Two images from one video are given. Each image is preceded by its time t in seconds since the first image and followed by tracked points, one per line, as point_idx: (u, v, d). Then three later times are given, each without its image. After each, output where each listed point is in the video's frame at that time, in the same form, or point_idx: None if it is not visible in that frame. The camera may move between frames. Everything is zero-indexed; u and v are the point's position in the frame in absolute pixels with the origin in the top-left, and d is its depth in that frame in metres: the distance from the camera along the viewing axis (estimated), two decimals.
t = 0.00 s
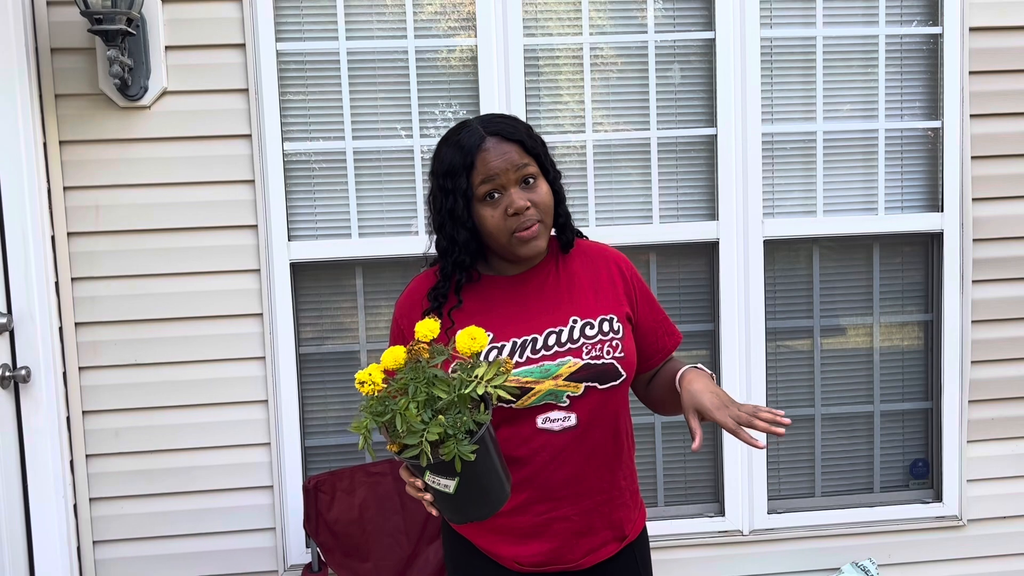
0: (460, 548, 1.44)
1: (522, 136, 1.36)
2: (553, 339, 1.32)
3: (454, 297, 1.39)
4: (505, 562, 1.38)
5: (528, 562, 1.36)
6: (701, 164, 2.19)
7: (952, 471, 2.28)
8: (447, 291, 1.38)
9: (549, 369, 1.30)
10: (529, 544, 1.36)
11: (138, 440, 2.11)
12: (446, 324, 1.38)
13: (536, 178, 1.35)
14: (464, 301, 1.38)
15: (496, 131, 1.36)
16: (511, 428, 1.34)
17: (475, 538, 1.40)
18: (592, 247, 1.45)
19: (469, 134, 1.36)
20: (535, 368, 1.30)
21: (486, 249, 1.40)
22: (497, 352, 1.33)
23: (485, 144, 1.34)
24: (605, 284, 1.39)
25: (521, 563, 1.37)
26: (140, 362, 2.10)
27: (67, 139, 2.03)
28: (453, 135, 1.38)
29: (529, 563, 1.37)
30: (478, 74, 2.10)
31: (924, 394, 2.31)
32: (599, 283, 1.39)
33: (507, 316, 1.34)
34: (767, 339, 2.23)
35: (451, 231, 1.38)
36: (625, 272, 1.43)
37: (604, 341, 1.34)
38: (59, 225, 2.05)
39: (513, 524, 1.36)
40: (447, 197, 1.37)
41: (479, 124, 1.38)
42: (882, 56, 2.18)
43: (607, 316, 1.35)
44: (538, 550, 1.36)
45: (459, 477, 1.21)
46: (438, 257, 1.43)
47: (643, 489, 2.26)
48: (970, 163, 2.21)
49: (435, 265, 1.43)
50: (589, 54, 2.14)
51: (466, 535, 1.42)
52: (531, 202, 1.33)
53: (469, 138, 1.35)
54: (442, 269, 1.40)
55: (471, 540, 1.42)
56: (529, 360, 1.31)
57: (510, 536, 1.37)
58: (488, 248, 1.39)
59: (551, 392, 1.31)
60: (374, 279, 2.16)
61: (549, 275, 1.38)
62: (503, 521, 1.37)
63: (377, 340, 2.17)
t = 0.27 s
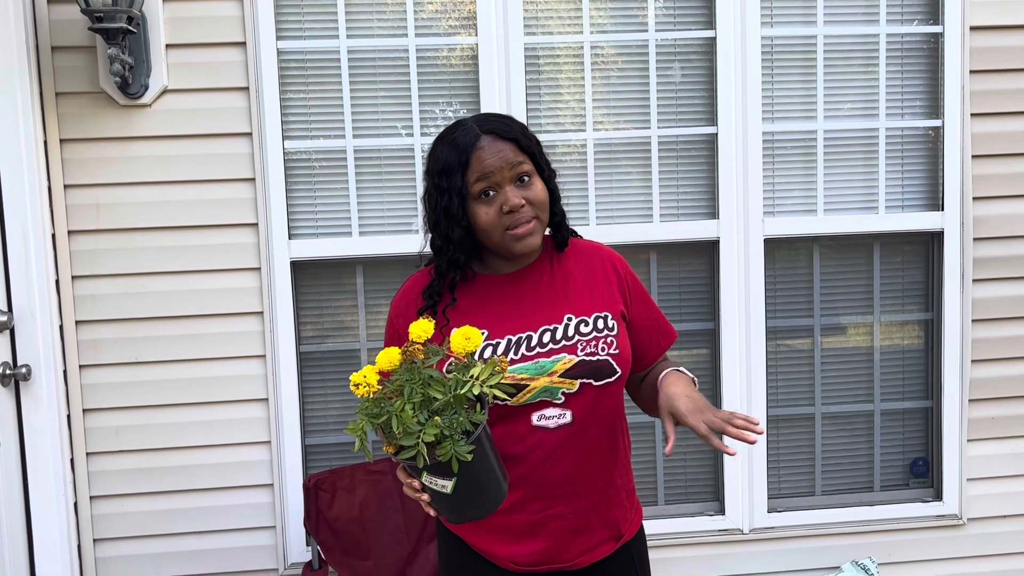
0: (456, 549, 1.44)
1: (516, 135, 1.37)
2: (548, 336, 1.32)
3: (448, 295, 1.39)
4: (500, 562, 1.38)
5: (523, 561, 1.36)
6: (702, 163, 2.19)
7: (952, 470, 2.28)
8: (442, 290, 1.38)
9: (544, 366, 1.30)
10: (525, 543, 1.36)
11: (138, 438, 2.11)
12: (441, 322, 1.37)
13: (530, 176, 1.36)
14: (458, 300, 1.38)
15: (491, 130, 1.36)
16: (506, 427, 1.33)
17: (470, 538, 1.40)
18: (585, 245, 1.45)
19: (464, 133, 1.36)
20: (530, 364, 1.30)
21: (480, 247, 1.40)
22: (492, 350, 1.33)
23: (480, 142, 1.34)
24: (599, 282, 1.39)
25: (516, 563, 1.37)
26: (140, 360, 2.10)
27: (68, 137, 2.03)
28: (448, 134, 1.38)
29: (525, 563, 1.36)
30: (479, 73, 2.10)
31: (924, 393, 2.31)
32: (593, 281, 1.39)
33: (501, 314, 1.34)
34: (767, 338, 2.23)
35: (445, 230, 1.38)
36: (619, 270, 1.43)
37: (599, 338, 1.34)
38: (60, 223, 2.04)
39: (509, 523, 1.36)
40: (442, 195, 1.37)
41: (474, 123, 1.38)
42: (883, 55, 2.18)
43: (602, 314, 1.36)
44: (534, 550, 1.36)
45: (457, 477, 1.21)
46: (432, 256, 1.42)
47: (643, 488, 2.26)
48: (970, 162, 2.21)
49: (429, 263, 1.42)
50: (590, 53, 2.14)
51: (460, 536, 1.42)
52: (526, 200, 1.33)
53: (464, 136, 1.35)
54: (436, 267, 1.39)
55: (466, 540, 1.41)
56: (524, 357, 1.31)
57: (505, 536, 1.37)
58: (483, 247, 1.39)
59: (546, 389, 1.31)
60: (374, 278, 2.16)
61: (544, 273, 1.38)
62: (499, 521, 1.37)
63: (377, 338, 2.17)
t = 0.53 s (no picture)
0: (454, 550, 1.44)
1: (516, 130, 1.38)
2: (544, 332, 1.32)
3: (448, 289, 1.39)
4: (499, 562, 1.38)
5: (522, 561, 1.36)
6: (702, 162, 2.19)
7: (952, 469, 2.28)
8: (441, 283, 1.39)
9: (540, 362, 1.30)
10: (523, 542, 1.36)
11: (138, 436, 2.12)
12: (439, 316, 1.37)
13: (530, 171, 1.36)
14: (458, 293, 1.38)
15: (492, 125, 1.37)
16: (505, 423, 1.34)
17: (468, 538, 1.40)
18: (580, 245, 1.45)
19: (465, 128, 1.37)
20: (527, 360, 1.31)
21: (480, 242, 1.40)
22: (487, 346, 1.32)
23: (480, 136, 1.35)
24: (595, 280, 1.39)
25: (515, 563, 1.37)
26: (141, 359, 2.10)
27: (68, 136, 2.03)
28: (449, 129, 1.39)
29: (524, 562, 1.36)
30: (479, 72, 2.10)
31: (924, 392, 2.31)
32: (589, 278, 1.38)
33: (498, 310, 1.35)
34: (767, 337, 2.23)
35: (446, 223, 1.39)
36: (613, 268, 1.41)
37: (594, 334, 1.34)
38: (60, 221, 2.05)
39: (507, 522, 1.36)
40: (442, 188, 1.38)
41: (475, 119, 1.39)
42: (883, 54, 2.18)
43: (598, 311, 1.35)
44: (532, 549, 1.36)
45: (461, 468, 1.22)
46: (432, 250, 1.43)
47: (643, 486, 2.26)
48: (970, 161, 2.21)
49: (429, 258, 1.43)
50: (590, 52, 2.14)
51: (459, 536, 1.42)
52: (525, 193, 1.33)
53: (465, 131, 1.37)
54: (436, 261, 1.40)
55: (464, 541, 1.41)
56: (521, 353, 1.31)
57: (504, 535, 1.37)
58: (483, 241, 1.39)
59: (542, 386, 1.29)
60: (374, 277, 2.16)
61: (540, 270, 1.39)
62: (497, 520, 1.37)
63: (377, 337, 2.17)
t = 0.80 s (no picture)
0: (447, 549, 1.44)
1: (506, 140, 1.37)
2: (538, 334, 1.32)
3: (442, 296, 1.41)
4: (489, 563, 1.38)
5: (511, 562, 1.36)
6: (702, 161, 2.19)
7: (952, 467, 2.28)
8: (435, 291, 1.40)
9: (532, 362, 1.30)
10: (512, 544, 1.36)
11: (139, 435, 2.12)
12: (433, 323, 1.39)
13: (520, 181, 1.36)
14: (451, 301, 1.40)
15: (481, 135, 1.36)
16: (496, 423, 1.34)
17: (459, 537, 1.40)
18: (579, 250, 1.46)
19: (454, 139, 1.37)
20: (519, 360, 1.30)
21: (473, 250, 1.41)
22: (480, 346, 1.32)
23: (470, 147, 1.34)
24: (591, 284, 1.39)
25: (504, 563, 1.37)
26: (140, 358, 2.10)
27: (68, 135, 2.03)
28: (439, 140, 1.38)
29: (513, 563, 1.36)
30: (479, 71, 2.10)
31: (924, 390, 2.31)
32: (584, 283, 1.39)
33: (491, 313, 1.35)
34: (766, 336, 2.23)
35: (437, 234, 1.39)
36: (610, 274, 1.43)
37: (588, 337, 1.34)
38: (60, 221, 2.05)
39: (497, 523, 1.36)
40: (433, 200, 1.38)
41: (465, 128, 1.38)
42: (882, 53, 2.18)
43: (592, 315, 1.35)
44: (521, 551, 1.36)
45: (454, 460, 1.21)
46: (426, 259, 1.43)
47: (643, 485, 2.26)
48: (969, 160, 2.21)
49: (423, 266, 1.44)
50: (590, 50, 2.14)
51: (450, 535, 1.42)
52: (515, 205, 1.33)
53: (454, 142, 1.36)
54: (430, 270, 1.41)
55: (455, 540, 1.41)
56: (513, 353, 1.31)
57: (493, 536, 1.37)
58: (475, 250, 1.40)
59: (534, 386, 1.31)
60: (374, 275, 2.16)
61: (536, 274, 1.39)
62: (487, 521, 1.37)
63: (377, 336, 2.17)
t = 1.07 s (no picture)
0: (448, 550, 1.44)
1: (507, 139, 1.37)
2: (535, 334, 1.32)
3: (440, 294, 1.40)
4: (490, 563, 1.38)
5: (512, 563, 1.37)
6: (701, 159, 2.19)
7: (952, 465, 2.28)
8: (434, 288, 1.40)
9: (530, 362, 1.30)
10: (513, 545, 1.36)
11: (139, 434, 2.12)
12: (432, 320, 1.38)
13: (519, 180, 1.35)
14: (450, 298, 1.39)
15: (482, 133, 1.36)
16: (494, 424, 1.34)
17: (460, 539, 1.41)
18: (578, 250, 1.45)
19: (455, 136, 1.37)
20: (518, 360, 1.31)
21: (472, 248, 1.41)
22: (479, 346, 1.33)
23: (469, 146, 1.34)
24: (590, 284, 1.39)
25: (505, 564, 1.37)
26: (141, 357, 2.10)
27: (67, 134, 2.03)
28: (441, 137, 1.39)
29: (514, 564, 1.37)
30: (478, 69, 2.10)
31: (924, 389, 2.31)
32: (582, 283, 1.39)
33: (489, 313, 1.35)
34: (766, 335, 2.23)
35: (438, 230, 1.40)
36: (609, 274, 1.42)
37: (585, 337, 1.33)
38: (59, 220, 2.05)
39: (498, 525, 1.36)
40: (433, 196, 1.38)
41: (466, 127, 1.38)
42: (882, 51, 2.18)
43: (590, 315, 1.35)
44: (522, 551, 1.36)
45: (453, 465, 1.22)
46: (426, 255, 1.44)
47: (643, 483, 2.27)
48: (969, 158, 2.21)
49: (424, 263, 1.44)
50: (589, 49, 2.13)
51: (452, 536, 1.42)
52: (513, 203, 1.33)
53: (455, 140, 1.36)
54: (429, 266, 1.41)
55: (456, 542, 1.42)
56: (511, 353, 1.31)
57: (494, 537, 1.37)
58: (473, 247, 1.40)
59: (532, 386, 1.30)
60: (374, 274, 2.16)
61: (534, 274, 1.39)
62: (488, 522, 1.37)
63: (377, 335, 2.17)
